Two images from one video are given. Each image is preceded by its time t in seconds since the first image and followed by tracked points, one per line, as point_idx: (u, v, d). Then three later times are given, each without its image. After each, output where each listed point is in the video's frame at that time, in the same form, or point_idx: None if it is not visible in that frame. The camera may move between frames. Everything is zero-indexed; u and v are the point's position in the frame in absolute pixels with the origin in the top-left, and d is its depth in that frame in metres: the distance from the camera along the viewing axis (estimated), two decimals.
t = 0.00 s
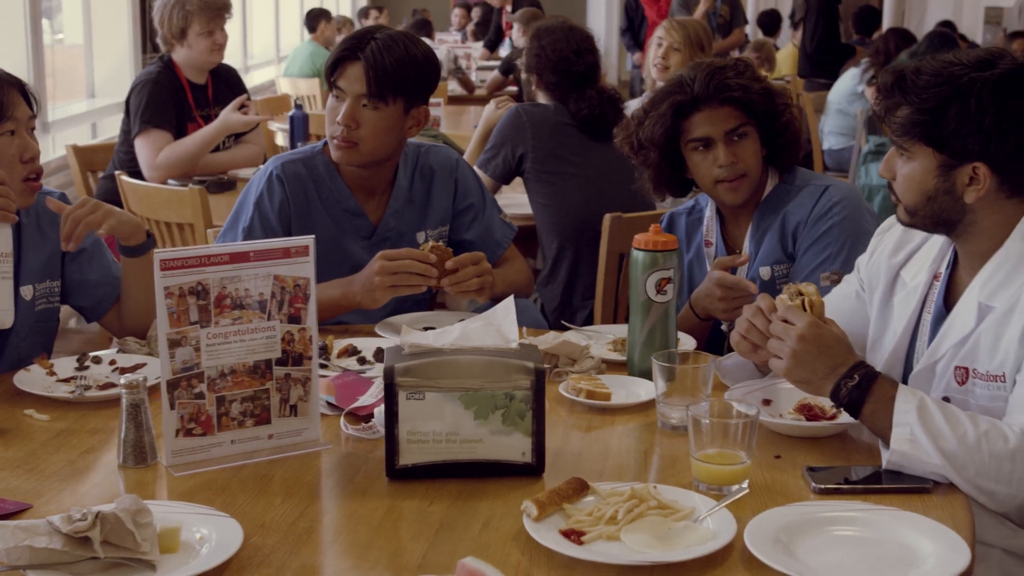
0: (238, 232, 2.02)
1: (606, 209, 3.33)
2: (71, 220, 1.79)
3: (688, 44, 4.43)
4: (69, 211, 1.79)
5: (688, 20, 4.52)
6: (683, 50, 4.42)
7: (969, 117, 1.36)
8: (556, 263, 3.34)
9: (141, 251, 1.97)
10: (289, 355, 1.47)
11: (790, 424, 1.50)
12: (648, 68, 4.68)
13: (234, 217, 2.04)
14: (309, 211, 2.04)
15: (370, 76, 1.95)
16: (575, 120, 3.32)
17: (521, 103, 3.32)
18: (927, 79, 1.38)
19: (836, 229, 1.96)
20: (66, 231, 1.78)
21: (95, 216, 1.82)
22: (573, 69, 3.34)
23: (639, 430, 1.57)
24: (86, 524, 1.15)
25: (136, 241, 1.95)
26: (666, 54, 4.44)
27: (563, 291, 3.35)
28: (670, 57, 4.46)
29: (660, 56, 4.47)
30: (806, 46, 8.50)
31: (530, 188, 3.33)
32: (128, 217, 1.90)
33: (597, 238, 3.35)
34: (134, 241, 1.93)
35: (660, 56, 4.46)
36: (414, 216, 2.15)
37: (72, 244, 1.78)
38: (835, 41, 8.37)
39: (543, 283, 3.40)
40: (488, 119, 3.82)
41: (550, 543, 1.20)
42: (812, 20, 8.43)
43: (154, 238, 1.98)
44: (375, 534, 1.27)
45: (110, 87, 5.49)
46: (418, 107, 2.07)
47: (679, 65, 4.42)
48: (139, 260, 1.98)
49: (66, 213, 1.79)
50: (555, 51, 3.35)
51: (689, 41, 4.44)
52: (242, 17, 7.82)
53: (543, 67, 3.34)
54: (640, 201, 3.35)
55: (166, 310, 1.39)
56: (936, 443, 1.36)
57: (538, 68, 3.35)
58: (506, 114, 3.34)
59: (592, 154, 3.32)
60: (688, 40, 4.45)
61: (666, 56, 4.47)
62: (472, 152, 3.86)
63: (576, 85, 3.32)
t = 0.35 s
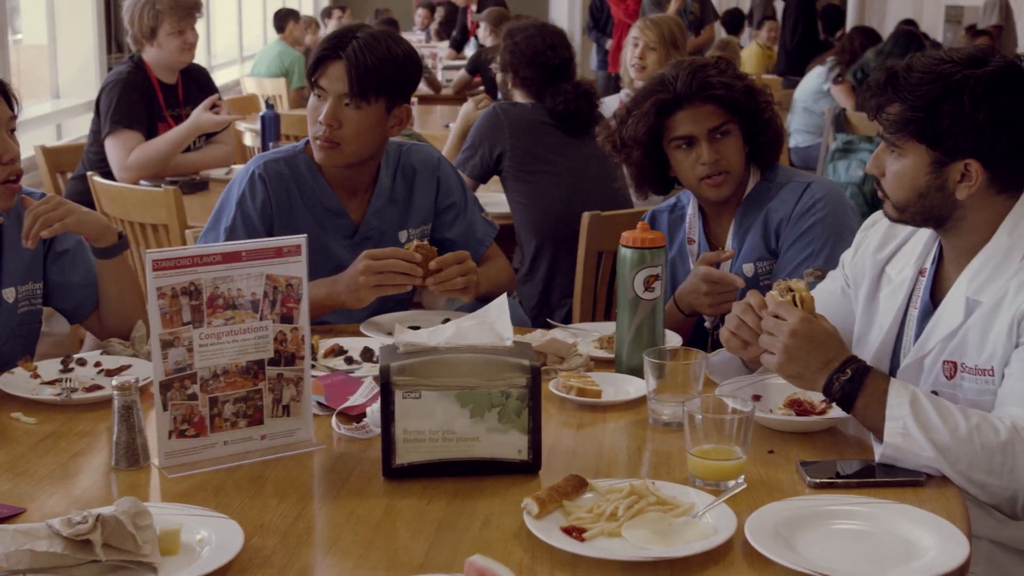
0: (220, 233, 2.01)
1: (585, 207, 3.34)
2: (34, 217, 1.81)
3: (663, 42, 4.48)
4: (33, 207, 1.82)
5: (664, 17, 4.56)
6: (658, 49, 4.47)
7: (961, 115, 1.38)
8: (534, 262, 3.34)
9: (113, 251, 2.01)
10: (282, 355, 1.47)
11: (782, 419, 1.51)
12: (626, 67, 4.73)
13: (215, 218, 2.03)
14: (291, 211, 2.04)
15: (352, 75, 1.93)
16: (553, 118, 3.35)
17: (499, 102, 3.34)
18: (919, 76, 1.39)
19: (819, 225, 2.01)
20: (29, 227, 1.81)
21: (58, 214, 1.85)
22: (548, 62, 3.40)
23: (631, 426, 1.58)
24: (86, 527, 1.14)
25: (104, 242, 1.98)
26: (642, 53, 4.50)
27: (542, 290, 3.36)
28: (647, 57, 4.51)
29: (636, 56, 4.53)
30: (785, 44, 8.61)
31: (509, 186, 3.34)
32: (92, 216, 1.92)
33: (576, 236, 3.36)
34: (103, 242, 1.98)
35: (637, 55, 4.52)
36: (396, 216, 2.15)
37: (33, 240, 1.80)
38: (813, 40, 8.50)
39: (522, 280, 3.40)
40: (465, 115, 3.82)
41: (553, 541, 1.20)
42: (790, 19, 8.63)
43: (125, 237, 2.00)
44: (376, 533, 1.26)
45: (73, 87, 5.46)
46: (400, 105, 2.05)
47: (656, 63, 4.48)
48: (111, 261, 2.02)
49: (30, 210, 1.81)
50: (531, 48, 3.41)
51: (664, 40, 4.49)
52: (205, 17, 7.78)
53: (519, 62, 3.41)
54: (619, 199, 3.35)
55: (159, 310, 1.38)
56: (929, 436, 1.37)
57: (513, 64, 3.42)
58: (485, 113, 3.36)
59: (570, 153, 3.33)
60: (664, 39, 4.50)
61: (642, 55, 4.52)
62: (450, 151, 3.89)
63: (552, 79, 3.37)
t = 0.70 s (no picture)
0: (200, 236, 2.00)
1: (560, 206, 3.35)
2: (5, 222, 1.81)
3: (635, 42, 4.51)
4: (4, 212, 1.82)
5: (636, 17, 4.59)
6: (630, 49, 4.50)
7: (949, 114, 1.39)
8: (510, 262, 3.34)
9: (88, 255, 1.98)
10: (273, 357, 1.46)
11: (771, 416, 1.53)
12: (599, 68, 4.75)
13: (195, 220, 2.02)
14: (271, 212, 2.02)
15: (332, 76, 1.91)
16: (528, 118, 3.37)
17: (475, 102, 3.37)
18: (908, 75, 1.40)
19: (800, 224, 2.06)
20: None
21: (28, 219, 1.84)
22: (523, 65, 3.45)
23: (621, 424, 1.58)
24: (85, 532, 1.13)
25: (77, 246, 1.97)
26: (615, 54, 4.53)
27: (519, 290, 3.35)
28: (619, 57, 4.54)
29: (609, 56, 4.56)
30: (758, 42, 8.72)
31: (484, 186, 3.36)
32: (65, 220, 1.92)
33: (552, 236, 3.36)
34: (77, 246, 1.96)
35: (610, 55, 4.55)
36: (376, 216, 2.14)
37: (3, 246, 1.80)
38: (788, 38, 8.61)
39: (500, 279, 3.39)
40: (438, 115, 3.84)
41: (554, 540, 1.20)
42: (770, 15, 8.94)
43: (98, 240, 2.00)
44: (374, 534, 1.26)
45: (36, 88, 5.42)
46: (380, 106, 2.04)
47: (629, 64, 4.51)
48: (85, 266, 2.00)
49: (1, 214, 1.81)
50: (506, 49, 3.45)
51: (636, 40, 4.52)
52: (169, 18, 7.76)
53: (493, 63, 3.44)
54: (595, 198, 3.36)
55: (150, 313, 1.37)
56: (919, 431, 1.39)
57: (489, 63, 3.46)
58: (460, 113, 3.39)
59: (545, 153, 3.35)
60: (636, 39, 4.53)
61: (614, 56, 4.55)
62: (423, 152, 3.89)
63: (527, 81, 3.41)
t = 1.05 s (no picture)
0: (176, 238, 1.99)
1: (533, 206, 3.37)
2: None
3: (602, 43, 4.53)
4: None
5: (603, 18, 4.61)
6: (597, 49, 4.52)
7: (934, 114, 1.41)
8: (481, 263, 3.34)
9: (63, 260, 1.98)
10: (259, 360, 1.46)
11: (755, 414, 1.54)
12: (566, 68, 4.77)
13: (170, 222, 2.01)
14: (247, 213, 2.01)
15: (309, 77, 1.91)
16: (499, 118, 3.38)
17: (446, 102, 3.37)
18: (892, 76, 1.42)
19: (776, 223, 2.10)
20: None
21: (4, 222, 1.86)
22: (498, 65, 3.41)
23: (607, 423, 1.59)
24: (79, 539, 1.13)
25: (51, 251, 1.96)
26: (583, 54, 4.54)
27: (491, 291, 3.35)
28: (586, 57, 4.55)
29: (577, 57, 4.57)
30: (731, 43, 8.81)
31: (458, 187, 3.39)
32: (39, 224, 1.91)
33: (525, 236, 3.38)
34: (52, 250, 1.96)
35: (577, 56, 4.56)
36: (352, 217, 2.14)
37: None
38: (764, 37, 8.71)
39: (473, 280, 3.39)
40: (408, 116, 3.87)
41: (549, 540, 1.21)
42: (744, 16, 9.06)
43: (73, 244, 1.99)
44: (367, 537, 1.26)
45: None
46: (357, 108, 2.03)
47: (596, 64, 4.53)
48: (61, 270, 1.99)
49: None
50: (481, 48, 3.42)
51: (603, 40, 4.54)
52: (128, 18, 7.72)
53: (467, 61, 3.41)
54: (567, 198, 3.39)
55: (136, 317, 1.36)
56: (904, 427, 1.40)
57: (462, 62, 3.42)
58: (431, 113, 3.40)
59: (517, 152, 3.36)
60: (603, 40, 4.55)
61: (580, 56, 4.57)
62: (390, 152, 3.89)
63: (500, 81, 3.38)
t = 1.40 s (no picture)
0: (148, 240, 1.97)
1: (501, 207, 3.38)
2: None
3: (565, 43, 4.53)
4: None
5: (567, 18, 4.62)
6: (560, 49, 4.53)
7: (914, 116, 1.43)
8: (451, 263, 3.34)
9: (40, 261, 1.96)
10: (240, 363, 1.45)
11: (736, 413, 1.55)
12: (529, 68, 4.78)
13: (141, 224, 2.00)
14: (220, 214, 2.00)
15: (282, 79, 1.89)
16: (468, 118, 3.37)
17: (415, 102, 3.36)
18: (873, 77, 1.43)
19: (751, 222, 2.13)
20: None
21: None
22: (467, 63, 3.46)
23: (587, 423, 1.59)
24: (67, 547, 1.11)
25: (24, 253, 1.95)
26: (546, 54, 4.56)
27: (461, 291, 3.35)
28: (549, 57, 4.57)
29: (541, 58, 4.59)
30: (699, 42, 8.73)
31: (426, 187, 3.37)
32: (16, 226, 1.91)
33: (494, 237, 3.39)
34: (29, 252, 1.95)
35: (541, 57, 4.58)
36: (324, 218, 2.13)
37: None
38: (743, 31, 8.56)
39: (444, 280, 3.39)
40: (375, 117, 3.87)
41: (539, 541, 1.21)
42: (717, 15, 8.97)
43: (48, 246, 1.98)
44: (355, 541, 1.25)
45: None
46: (330, 108, 2.02)
47: (559, 64, 4.54)
48: (37, 272, 1.97)
49: None
50: (449, 46, 3.47)
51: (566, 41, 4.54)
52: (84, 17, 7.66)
53: (436, 59, 3.45)
54: (536, 200, 3.41)
55: (117, 321, 1.35)
56: (885, 425, 1.41)
57: (432, 60, 3.46)
58: (399, 114, 3.38)
59: (485, 153, 3.36)
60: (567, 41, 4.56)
61: (543, 56, 4.58)
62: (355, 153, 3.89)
63: (470, 80, 3.42)
